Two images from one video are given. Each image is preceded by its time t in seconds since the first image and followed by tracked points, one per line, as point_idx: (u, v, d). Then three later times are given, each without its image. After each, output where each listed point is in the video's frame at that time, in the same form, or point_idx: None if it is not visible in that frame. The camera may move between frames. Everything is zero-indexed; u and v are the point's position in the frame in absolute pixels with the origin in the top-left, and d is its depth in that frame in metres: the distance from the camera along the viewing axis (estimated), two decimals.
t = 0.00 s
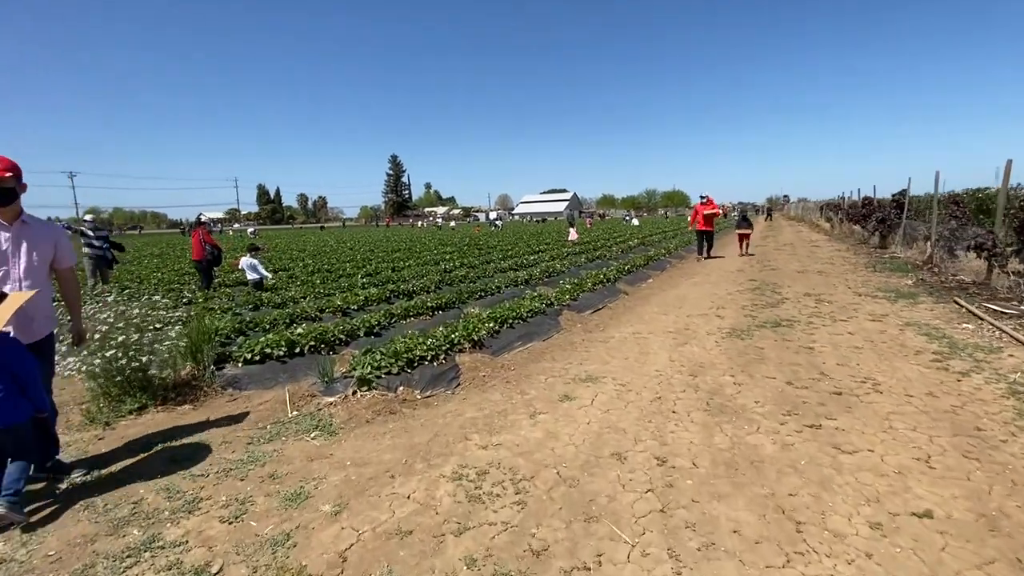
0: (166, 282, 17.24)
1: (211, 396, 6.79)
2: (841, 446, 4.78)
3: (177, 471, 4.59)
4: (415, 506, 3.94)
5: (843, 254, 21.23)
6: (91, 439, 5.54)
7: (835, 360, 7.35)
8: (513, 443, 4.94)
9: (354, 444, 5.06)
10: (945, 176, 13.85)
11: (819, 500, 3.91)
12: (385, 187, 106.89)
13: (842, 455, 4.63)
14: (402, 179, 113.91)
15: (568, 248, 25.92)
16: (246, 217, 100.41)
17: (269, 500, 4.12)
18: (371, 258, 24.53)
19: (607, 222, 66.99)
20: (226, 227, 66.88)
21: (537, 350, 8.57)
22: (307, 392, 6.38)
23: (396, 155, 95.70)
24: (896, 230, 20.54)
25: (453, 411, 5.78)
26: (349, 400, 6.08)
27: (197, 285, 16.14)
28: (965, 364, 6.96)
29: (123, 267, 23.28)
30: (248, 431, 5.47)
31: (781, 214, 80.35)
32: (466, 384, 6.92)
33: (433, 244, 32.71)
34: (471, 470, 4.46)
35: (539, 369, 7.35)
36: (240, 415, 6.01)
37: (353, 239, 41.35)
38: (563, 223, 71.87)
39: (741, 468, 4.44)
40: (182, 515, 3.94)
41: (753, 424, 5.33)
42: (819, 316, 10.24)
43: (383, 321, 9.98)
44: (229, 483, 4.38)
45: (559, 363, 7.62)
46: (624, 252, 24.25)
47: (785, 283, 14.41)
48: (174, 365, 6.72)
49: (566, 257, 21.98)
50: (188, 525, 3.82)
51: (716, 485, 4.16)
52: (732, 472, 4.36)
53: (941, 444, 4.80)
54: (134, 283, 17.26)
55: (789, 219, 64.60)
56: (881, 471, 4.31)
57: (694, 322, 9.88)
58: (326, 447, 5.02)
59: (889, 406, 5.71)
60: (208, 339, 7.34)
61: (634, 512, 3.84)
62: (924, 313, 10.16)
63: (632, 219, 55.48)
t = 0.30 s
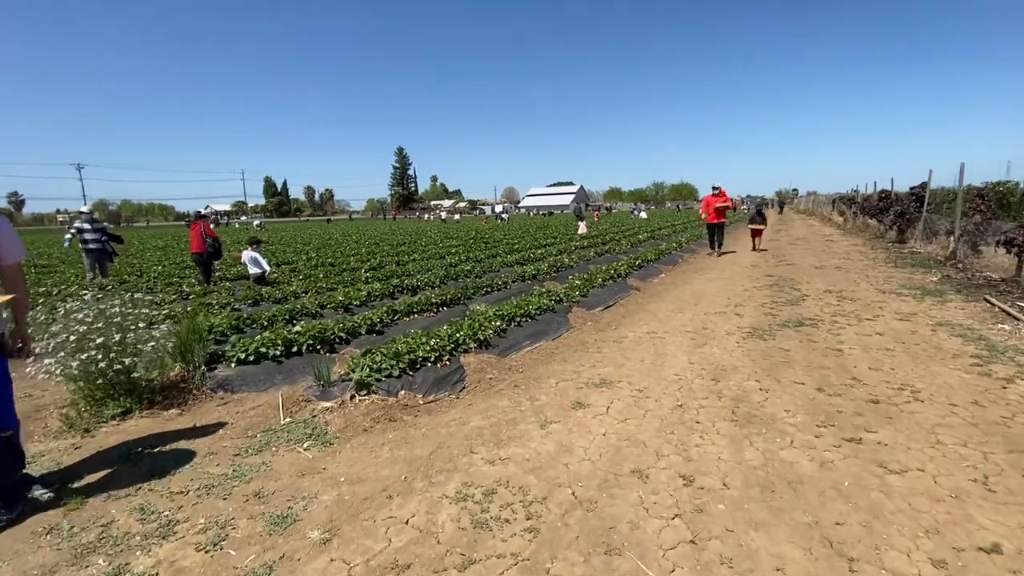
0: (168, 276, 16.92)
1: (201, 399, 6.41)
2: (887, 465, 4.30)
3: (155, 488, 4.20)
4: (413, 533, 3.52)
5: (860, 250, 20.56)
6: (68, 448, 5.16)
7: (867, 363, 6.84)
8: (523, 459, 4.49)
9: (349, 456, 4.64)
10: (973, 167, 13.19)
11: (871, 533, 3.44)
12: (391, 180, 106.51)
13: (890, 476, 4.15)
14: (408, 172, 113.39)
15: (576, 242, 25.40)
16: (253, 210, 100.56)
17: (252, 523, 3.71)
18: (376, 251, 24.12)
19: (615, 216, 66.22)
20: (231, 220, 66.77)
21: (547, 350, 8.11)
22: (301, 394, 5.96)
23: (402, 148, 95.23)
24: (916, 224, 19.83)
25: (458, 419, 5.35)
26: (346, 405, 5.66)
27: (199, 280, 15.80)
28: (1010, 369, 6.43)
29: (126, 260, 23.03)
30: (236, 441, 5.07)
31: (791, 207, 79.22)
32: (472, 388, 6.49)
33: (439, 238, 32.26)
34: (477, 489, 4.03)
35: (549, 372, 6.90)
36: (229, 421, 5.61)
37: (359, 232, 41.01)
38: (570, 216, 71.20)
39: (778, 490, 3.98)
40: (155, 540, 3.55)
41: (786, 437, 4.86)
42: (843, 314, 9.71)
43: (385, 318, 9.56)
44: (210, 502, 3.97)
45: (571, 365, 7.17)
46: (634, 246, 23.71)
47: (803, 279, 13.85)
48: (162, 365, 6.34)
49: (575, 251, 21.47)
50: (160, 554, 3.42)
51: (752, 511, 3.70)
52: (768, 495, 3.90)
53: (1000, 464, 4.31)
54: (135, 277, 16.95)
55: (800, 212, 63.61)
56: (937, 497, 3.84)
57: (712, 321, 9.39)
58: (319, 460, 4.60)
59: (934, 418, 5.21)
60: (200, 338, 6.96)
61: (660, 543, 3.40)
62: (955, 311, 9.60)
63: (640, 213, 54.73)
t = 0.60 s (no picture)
0: (168, 269, 16.62)
1: (194, 400, 6.07)
2: (942, 486, 3.88)
3: (135, 505, 3.86)
4: (417, 563, 3.14)
5: (878, 244, 19.95)
6: (49, 456, 4.84)
7: (903, 367, 6.39)
8: (537, 474, 4.10)
9: (348, 469, 4.27)
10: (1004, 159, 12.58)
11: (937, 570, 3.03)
12: (397, 172, 105.89)
13: (947, 498, 3.73)
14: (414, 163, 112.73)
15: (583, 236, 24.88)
16: (259, 202, 100.38)
17: (238, 548, 3.35)
18: (380, 244, 23.73)
19: (622, 208, 65.46)
20: (237, 212, 66.61)
21: (559, 349, 7.71)
22: (298, 397, 5.58)
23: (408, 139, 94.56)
24: (937, 218, 19.18)
25: (465, 426, 4.95)
26: (346, 410, 5.29)
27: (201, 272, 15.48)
28: None
29: (128, 252, 22.77)
30: (227, 449, 4.71)
31: (801, 200, 78.09)
32: (479, 392, 6.09)
33: (445, 230, 31.84)
34: (487, 510, 3.64)
35: (562, 374, 6.48)
36: (220, 427, 5.24)
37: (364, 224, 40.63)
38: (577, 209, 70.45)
39: (823, 516, 3.57)
40: (129, 568, 3.20)
41: (826, 450, 4.44)
42: (870, 312, 9.22)
43: (388, 314, 9.16)
44: (193, 522, 3.62)
45: (584, 366, 6.75)
46: (643, 239, 23.15)
47: (823, 274, 13.33)
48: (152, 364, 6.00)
49: (583, 245, 20.98)
50: None
51: (797, 541, 3.29)
52: (813, 521, 3.49)
53: None
54: (136, 269, 16.65)
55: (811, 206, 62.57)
56: (1005, 524, 3.42)
57: (731, 319, 8.94)
58: (315, 473, 4.24)
59: (985, 429, 4.77)
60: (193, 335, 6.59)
61: None
62: (989, 310, 9.09)
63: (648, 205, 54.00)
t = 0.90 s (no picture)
0: (171, 261, 16.30)
1: (187, 402, 5.66)
2: None
3: (112, 527, 3.45)
4: None
5: (901, 238, 19.27)
6: (27, 466, 4.45)
7: (954, 372, 5.86)
8: (561, 496, 3.66)
9: (350, 486, 3.84)
10: None
11: None
12: (404, 165, 105.34)
13: None
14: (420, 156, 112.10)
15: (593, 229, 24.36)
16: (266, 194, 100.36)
17: None
18: (387, 236, 23.33)
19: (632, 201, 64.63)
20: (244, 204, 66.51)
21: (576, 350, 7.24)
22: (297, 402, 5.16)
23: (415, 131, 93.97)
24: (963, 211, 18.46)
25: (479, 437, 4.51)
26: (348, 418, 4.86)
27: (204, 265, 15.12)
28: None
29: (133, 245, 22.53)
30: (218, 461, 4.29)
31: (813, 194, 76.75)
32: (493, 397, 5.65)
33: (452, 223, 31.37)
34: (507, 540, 3.20)
35: (581, 378, 6.02)
36: (213, 435, 4.83)
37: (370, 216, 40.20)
38: (585, 202, 69.66)
39: (894, 552, 3.09)
40: None
41: (884, 470, 3.96)
42: (905, 311, 8.66)
43: (395, 310, 8.72)
44: (174, 551, 3.21)
45: (605, 368, 6.29)
46: (656, 232, 22.61)
47: (848, 270, 12.75)
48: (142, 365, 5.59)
49: (594, 238, 20.47)
50: None
51: None
52: (884, 560, 3.02)
53: None
54: (138, 262, 16.32)
55: (824, 199, 61.49)
56: None
57: (758, 318, 8.43)
58: (313, 491, 3.81)
59: None
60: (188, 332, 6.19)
61: None
62: None
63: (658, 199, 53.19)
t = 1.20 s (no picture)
0: (173, 252, 15.97)
1: (176, 407, 5.27)
2: None
3: (80, 561, 3.04)
4: None
5: (924, 234, 18.60)
6: None
7: (1008, 384, 5.37)
8: (587, 530, 3.22)
9: (347, 513, 3.42)
10: None
11: None
12: (411, 155, 104.71)
13: None
14: (427, 146, 111.33)
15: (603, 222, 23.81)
16: (273, 184, 100.14)
17: None
18: (392, 228, 22.92)
19: (641, 193, 63.81)
20: (251, 194, 66.40)
21: (592, 352, 6.79)
22: (292, 411, 4.74)
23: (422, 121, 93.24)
24: (990, 207, 17.77)
25: (492, 455, 4.08)
26: (347, 430, 4.44)
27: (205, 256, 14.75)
28: None
29: (136, 235, 22.28)
30: (203, 480, 3.88)
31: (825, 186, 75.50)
32: (505, 405, 5.22)
33: (459, 215, 30.89)
34: None
35: (600, 385, 5.58)
36: (201, 446, 4.43)
37: (377, 207, 39.77)
38: (594, 194, 68.90)
39: None
40: None
41: (952, 503, 3.50)
42: (942, 313, 8.14)
43: (400, 307, 8.30)
44: None
45: (625, 374, 5.84)
46: (668, 226, 22.02)
47: (873, 267, 12.18)
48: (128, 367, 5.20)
49: (605, 232, 19.94)
50: None
51: None
52: None
53: None
54: (139, 253, 15.97)
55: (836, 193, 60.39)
56: None
57: (784, 319, 7.94)
58: (306, 518, 3.40)
59: None
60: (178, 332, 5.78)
61: None
62: None
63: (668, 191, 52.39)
